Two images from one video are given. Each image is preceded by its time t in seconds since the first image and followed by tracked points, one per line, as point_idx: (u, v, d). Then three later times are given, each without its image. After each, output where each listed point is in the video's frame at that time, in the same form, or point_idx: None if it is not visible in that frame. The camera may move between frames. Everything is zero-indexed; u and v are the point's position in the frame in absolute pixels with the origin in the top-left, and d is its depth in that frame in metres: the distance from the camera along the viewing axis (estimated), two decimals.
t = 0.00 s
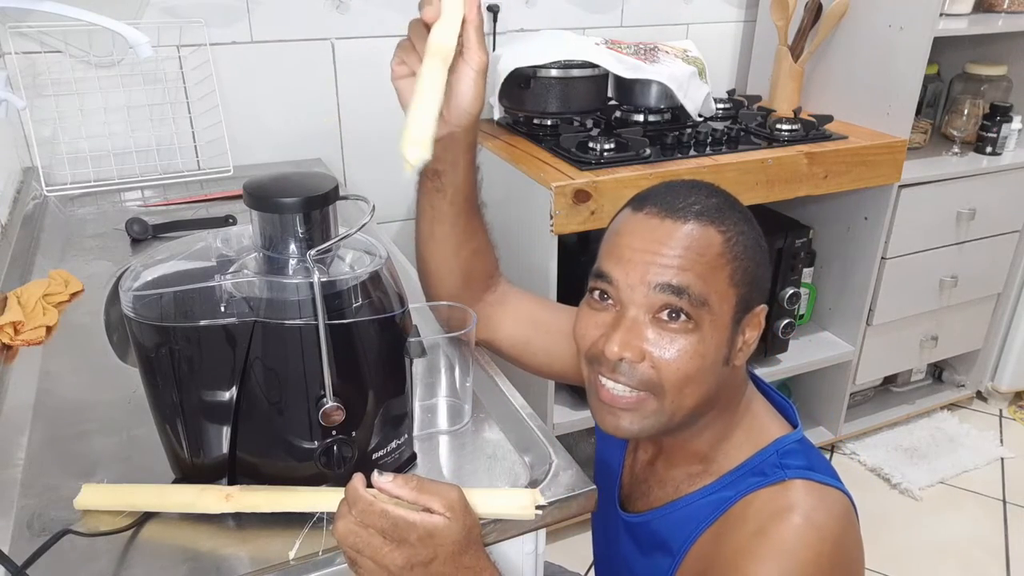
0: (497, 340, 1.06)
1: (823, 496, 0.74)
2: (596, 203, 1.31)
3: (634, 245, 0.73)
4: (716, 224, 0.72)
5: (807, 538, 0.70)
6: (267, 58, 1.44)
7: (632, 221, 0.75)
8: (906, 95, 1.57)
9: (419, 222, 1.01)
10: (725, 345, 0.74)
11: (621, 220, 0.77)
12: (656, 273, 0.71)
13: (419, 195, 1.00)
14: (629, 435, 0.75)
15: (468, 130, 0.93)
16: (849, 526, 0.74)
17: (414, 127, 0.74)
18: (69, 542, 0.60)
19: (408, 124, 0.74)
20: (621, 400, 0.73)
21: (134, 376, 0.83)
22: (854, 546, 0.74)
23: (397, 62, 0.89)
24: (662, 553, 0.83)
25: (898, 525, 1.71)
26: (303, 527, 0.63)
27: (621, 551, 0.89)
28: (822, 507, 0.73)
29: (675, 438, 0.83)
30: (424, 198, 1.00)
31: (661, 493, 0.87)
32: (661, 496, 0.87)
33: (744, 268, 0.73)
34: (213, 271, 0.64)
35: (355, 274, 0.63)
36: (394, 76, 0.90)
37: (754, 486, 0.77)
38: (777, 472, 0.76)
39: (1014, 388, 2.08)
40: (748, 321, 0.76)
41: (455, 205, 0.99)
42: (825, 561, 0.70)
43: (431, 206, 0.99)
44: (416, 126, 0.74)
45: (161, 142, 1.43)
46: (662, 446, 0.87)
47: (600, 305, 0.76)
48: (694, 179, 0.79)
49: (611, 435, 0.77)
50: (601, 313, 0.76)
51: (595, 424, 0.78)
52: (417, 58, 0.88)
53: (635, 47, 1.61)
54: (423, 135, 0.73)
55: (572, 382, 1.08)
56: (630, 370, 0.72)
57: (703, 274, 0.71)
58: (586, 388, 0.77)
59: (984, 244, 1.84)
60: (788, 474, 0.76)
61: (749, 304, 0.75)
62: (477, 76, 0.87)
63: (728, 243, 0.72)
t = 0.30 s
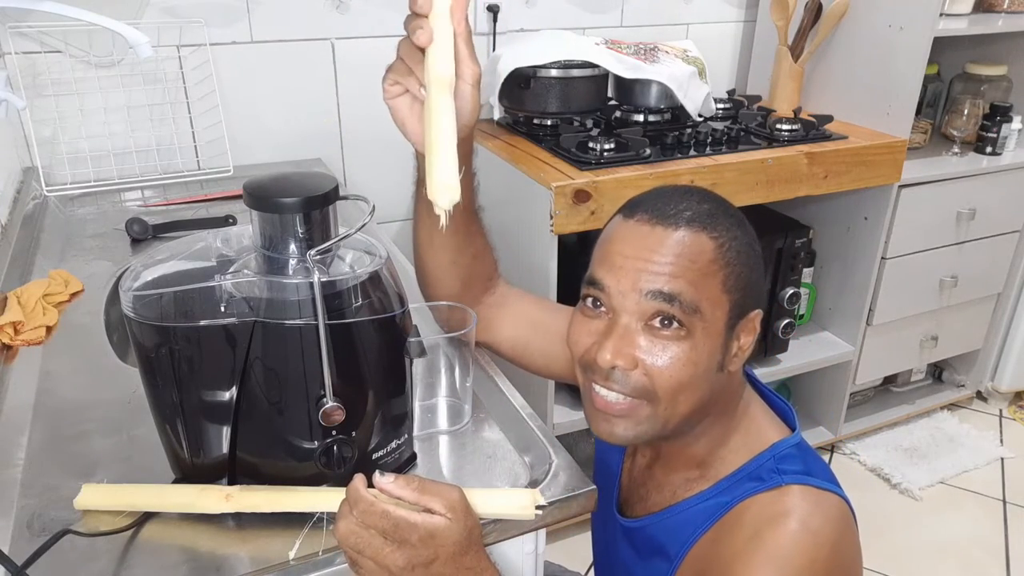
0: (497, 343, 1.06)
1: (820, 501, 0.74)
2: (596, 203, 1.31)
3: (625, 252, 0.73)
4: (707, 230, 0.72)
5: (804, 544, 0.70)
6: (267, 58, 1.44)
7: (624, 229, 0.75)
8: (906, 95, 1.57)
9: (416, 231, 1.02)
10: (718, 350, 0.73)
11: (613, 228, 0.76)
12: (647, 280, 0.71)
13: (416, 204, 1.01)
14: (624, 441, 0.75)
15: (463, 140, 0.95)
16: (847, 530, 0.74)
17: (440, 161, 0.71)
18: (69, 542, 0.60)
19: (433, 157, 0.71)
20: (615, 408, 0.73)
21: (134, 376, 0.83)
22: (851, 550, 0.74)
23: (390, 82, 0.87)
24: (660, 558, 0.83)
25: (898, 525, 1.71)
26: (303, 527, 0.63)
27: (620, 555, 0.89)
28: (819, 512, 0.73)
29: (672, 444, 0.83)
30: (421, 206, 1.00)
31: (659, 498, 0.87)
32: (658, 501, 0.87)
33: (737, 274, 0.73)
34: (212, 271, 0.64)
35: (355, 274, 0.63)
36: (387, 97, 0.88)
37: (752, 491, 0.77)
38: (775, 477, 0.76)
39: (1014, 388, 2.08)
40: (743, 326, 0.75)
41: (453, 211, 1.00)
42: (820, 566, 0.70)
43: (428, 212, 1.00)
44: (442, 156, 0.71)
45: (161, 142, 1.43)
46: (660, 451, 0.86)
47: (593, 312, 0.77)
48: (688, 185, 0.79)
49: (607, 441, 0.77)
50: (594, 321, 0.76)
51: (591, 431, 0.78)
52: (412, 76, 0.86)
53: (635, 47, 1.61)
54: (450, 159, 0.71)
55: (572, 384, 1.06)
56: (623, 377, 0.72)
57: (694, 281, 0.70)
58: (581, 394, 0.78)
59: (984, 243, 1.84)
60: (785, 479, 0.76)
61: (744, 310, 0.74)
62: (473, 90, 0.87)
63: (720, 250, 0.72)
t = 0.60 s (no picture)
0: (496, 344, 1.05)
1: (818, 504, 0.74)
2: (596, 202, 1.31)
3: (586, 246, 0.75)
4: (664, 236, 0.71)
5: (800, 548, 0.70)
6: (267, 58, 1.44)
7: (595, 223, 0.77)
8: (906, 95, 1.57)
9: (412, 232, 1.02)
10: (665, 353, 0.73)
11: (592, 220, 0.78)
12: (592, 276, 0.73)
13: (412, 207, 1.02)
14: (573, 420, 0.79)
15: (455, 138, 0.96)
16: (844, 534, 0.74)
17: (433, 160, 0.71)
18: (69, 541, 0.60)
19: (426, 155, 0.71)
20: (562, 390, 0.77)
21: (134, 376, 0.83)
22: (848, 555, 0.74)
23: (377, 84, 0.88)
24: (657, 560, 0.83)
25: (899, 525, 1.71)
26: (303, 527, 0.63)
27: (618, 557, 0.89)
28: (816, 516, 0.73)
29: (664, 438, 0.85)
30: (417, 208, 1.01)
31: (657, 499, 0.87)
32: (656, 502, 0.87)
33: (692, 281, 0.71)
34: (213, 271, 0.64)
35: (355, 274, 0.63)
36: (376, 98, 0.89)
37: (749, 494, 0.77)
38: (772, 480, 0.76)
39: (1014, 388, 2.08)
40: (704, 335, 0.74)
41: (449, 212, 1.00)
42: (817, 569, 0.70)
43: (424, 215, 1.00)
44: (434, 152, 0.70)
45: (161, 142, 1.43)
46: (656, 451, 0.87)
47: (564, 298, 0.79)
48: (679, 186, 0.78)
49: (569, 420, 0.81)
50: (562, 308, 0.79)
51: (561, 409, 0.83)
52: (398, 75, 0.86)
53: (635, 47, 1.61)
54: (441, 156, 0.71)
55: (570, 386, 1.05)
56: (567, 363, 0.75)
57: (635, 283, 0.71)
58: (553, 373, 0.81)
59: (984, 243, 1.84)
60: (783, 483, 0.75)
61: (702, 319, 0.73)
62: (461, 87, 0.88)
63: (672, 256, 0.71)
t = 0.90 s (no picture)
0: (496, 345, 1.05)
1: (816, 505, 0.74)
2: (596, 202, 1.31)
3: (582, 252, 0.75)
4: (661, 240, 0.71)
5: (797, 549, 0.70)
6: (268, 58, 1.44)
7: (591, 229, 0.76)
8: (907, 95, 1.57)
9: (409, 231, 1.02)
10: (666, 357, 0.73)
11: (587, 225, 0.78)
12: (592, 283, 0.72)
13: (409, 206, 1.01)
14: (573, 430, 0.78)
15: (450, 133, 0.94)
16: (842, 535, 0.74)
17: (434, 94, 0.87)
18: (69, 541, 0.60)
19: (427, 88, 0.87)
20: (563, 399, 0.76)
21: (134, 376, 0.83)
22: (846, 556, 0.74)
23: (377, 71, 0.90)
24: (654, 560, 0.83)
25: (899, 525, 1.71)
26: (303, 527, 0.63)
27: (614, 556, 0.90)
28: (814, 517, 0.73)
29: (663, 441, 0.84)
30: (415, 206, 1.01)
31: (654, 499, 0.87)
32: (654, 502, 0.87)
33: (691, 284, 0.71)
34: (213, 271, 0.64)
35: (355, 274, 0.63)
36: (374, 88, 0.91)
37: (747, 495, 0.77)
38: (770, 482, 0.76)
39: (1014, 388, 2.08)
40: (703, 338, 0.74)
41: (446, 209, 1.00)
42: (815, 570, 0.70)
43: (422, 213, 1.00)
44: (435, 87, 0.87)
45: (161, 142, 1.43)
46: (653, 451, 0.87)
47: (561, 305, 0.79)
48: (673, 189, 0.78)
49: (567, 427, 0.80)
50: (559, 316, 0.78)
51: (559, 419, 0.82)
52: (395, 56, 0.90)
53: (635, 47, 1.61)
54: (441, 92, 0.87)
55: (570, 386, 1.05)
56: (567, 371, 0.75)
57: (634, 288, 0.71)
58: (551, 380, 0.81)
59: (985, 243, 1.84)
60: (781, 484, 0.75)
61: (701, 322, 0.73)
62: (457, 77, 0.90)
63: (670, 259, 0.71)
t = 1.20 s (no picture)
0: (496, 344, 1.05)
1: (815, 505, 0.74)
2: (596, 202, 1.31)
3: (616, 250, 0.73)
4: (698, 231, 0.71)
5: (797, 548, 0.70)
6: (268, 58, 1.45)
7: (615, 227, 0.75)
8: (906, 95, 1.57)
9: (408, 230, 1.02)
10: (708, 351, 0.72)
11: (606, 226, 0.76)
12: (636, 279, 0.70)
13: (408, 203, 1.01)
14: (611, 439, 0.74)
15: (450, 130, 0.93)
16: (841, 535, 0.74)
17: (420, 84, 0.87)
18: (69, 541, 0.60)
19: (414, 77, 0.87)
20: (603, 405, 0.73)
21: (134, 376, 0.83)
22: (845, 555, 0.74)
23: (376, 68, 0.90)
24: (653, 561, 0.83)
25: (898, 525, 1.71)
26: (303, 527, 0.63)
27: (612, 557, 0.89)
28: (813, 517, 0.73)
29: (664, 446, 0.83)
30: (414, 203, 1.00)
31: (653, 500, 0.87)
32: (652, 503, 0.86)
33: (730, 275, 0.72)
34: (212, 271, 0.64)
35: (355, 274, 0.63)
36: (373, 84, 0.90)
37: (746, 495, 0.77)
38: (769, 482, 0.76)
39: (1014, 388, 2.08)
40: (737, 328, 0.74)
41: (445, 208, 1.00)
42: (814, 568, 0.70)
43: (421, 211, 1.00)
44: (422, 78, 0.86)
45: (161, 142, 1.43)
46: (652, 454, 0.87)
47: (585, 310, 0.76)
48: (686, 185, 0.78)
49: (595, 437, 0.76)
50: (585, 319, 0.75)
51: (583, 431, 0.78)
52: (393, 50, 0.90)
53: (635, 47, 1.61)
54: (430, 85, 0.87)
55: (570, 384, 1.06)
56: (610, 376, 0.72)
57: (682, 281, 0.70)
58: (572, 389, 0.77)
59: (985, 243, 1.84)
60: (779, 484, 0.76)
61: (738, 312, 0.73)
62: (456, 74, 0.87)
63: (711, 250, 0.71)
